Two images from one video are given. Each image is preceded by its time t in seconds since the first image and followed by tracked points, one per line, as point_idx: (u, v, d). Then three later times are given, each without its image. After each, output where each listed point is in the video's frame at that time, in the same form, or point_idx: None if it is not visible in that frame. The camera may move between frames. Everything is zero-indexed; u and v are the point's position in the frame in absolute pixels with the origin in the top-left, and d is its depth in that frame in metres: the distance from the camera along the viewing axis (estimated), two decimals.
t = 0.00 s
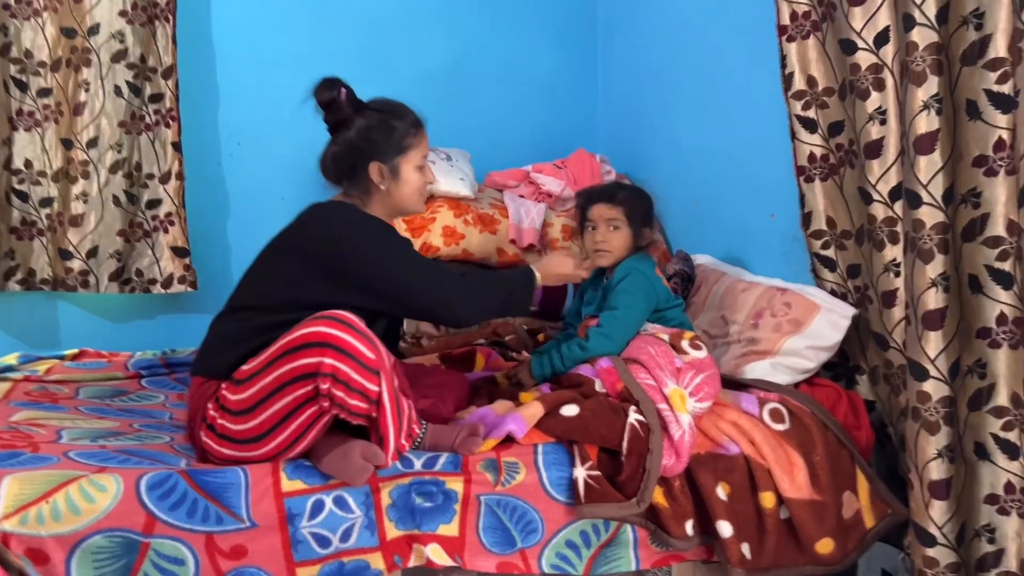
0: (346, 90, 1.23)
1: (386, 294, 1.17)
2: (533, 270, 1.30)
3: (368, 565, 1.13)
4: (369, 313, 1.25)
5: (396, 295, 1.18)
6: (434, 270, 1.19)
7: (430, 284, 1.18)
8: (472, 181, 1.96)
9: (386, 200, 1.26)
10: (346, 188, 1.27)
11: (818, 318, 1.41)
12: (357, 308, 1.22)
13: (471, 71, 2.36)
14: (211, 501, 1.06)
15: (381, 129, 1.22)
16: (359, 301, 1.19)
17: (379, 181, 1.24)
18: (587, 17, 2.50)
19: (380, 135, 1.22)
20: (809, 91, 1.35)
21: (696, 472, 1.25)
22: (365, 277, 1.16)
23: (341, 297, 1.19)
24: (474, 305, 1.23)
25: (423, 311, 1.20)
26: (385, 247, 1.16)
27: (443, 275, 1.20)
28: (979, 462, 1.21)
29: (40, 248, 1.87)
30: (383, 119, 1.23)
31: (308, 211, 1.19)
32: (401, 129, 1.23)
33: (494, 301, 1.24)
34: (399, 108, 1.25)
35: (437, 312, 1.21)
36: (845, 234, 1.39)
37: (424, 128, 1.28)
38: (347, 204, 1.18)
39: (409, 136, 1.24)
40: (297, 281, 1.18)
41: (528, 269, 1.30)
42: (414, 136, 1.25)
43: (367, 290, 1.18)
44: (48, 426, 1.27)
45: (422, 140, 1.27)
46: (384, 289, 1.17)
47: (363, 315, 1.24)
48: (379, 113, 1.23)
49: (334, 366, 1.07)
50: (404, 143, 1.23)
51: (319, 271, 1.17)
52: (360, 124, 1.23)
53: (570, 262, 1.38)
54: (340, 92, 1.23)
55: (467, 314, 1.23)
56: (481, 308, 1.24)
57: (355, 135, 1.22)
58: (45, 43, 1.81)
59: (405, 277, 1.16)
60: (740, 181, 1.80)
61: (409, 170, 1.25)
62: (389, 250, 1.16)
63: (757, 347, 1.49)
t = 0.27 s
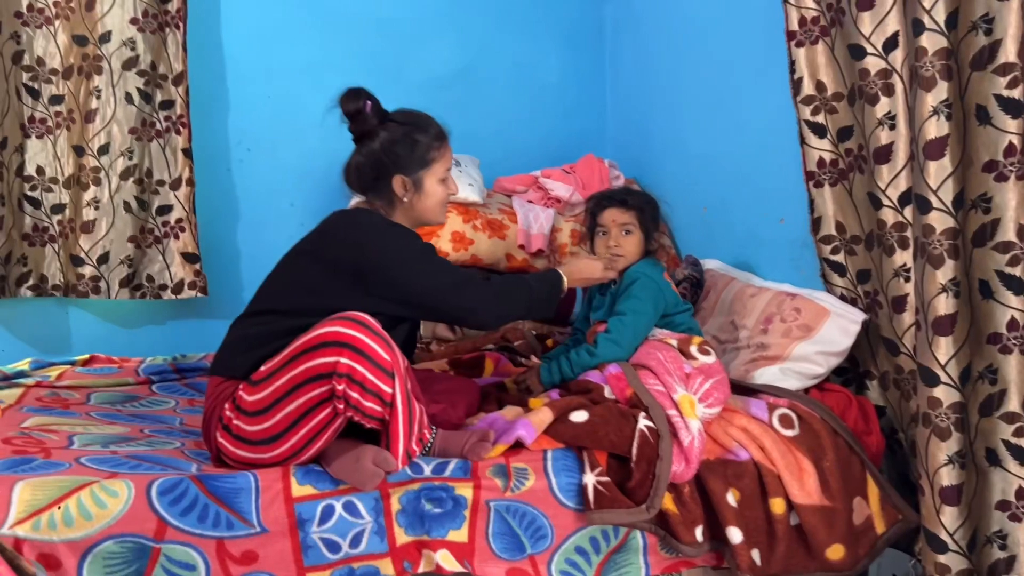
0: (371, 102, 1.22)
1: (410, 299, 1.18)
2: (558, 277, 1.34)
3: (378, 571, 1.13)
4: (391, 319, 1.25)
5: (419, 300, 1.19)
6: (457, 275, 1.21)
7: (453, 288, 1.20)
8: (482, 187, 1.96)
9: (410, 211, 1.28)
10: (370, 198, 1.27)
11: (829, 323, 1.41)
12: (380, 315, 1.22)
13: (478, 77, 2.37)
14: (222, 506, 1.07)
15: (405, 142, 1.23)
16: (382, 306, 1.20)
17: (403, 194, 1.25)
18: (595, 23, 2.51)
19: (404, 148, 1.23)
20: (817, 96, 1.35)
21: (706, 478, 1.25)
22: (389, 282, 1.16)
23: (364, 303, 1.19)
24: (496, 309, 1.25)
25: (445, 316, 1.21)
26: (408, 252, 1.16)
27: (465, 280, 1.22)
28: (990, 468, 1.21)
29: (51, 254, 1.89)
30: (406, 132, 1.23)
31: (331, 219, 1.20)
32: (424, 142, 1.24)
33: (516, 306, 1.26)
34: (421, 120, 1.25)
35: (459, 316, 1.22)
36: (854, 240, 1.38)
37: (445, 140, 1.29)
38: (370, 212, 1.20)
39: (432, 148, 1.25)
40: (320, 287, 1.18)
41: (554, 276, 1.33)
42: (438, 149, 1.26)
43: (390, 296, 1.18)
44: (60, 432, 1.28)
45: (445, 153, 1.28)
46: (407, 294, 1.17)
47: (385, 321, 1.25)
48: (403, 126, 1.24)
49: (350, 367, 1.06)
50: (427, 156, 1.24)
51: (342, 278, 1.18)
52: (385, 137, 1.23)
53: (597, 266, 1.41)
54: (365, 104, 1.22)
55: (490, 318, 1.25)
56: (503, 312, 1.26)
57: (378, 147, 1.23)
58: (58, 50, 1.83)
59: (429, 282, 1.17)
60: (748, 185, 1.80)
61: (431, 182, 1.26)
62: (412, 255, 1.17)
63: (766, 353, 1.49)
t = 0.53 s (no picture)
0: (377, 98, 1.23)
1: (415, 294, 1.18)
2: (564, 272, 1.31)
3: (380, 569, 1.13)
4: (396, 315, 1.25)
5: (424, 295, 1.19)
6: (462, 270, 1.21)
7: (458, 283, 1.19)
8: (483, 185, 1.96)
9: (413, 208, 1.29)
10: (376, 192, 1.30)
11: (831, 320, 1.40)
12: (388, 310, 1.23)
13: (480, 75, 2.37)
14: (224, 504, 1.07)
15: (409, 139, 1.24)
16: (388, 301, 1.20)
17: (407, 189, 1.26)
18: (596, 21, 2.51)
19: (409, 145, 1.24)
20: (819, 93, 1.35)
21: (709, 476, 1.25)
22: (394, 276, 1.17)
23: (370, 298, 1.20)
24: (501, 306, 1.23)
25: (451, 311, 1.21)
26: (413, 247, 1.17)
27: (470, 276, 1.21)
28: (993, 465, 1.21)
29: (53, 253, 1.89)
30: (411, 129, 1.25)
31: (339, 216, 1.22)
32: (428, 139, 1.25)
33: (521, 302, 1.25)
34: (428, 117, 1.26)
35: (465, 312, 1.21)
36: (857, 237, 1.38)
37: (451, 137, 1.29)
38: (377, 208, 1.22)
39: (436, 145, 1.26)
40: (327, 282, 1.20)
41: (560, 273, 1.30)
42: (442, 146, 1.27)
43: (397, 291, 1.19)
44: (62, 430, 1.28)
45: (449, 150, 1.29)
46: (412, 288, 1.18)
47: (390, 317, 1.25)
48: (409, 122, 1.25)
49: (349, 367, 1.06)
50: (432, 152, 1.25)
51: (348, 273, 1.19)
52: (390, 133, 1.25)
53: (604, 263, 1.38)
54: (370, 100, 1.23)
55: (495, 314, 1.23)
56: (508, 309, 1.24)
57: (383, 143, 1.24)
58: (59, 50, 1.83)
59: (434, 277, 1.18)
60: (750, 183, 1.80)
61: (435, 178, 1.26)
62: (417, 250, 1.17)
63: (768, 350, 1.49)
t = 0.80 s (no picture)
0: (376, 94, 1.23)
1: (416, 290, 1.19)
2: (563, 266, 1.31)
3: (380, 567, 1.13)
4: (397, 312, 1.25)
5: (426, 291, 1.19)
6: (463, 266, 1.21)
7: (459, 279, 1.20)
8: (483, 183, 1.96)
9: (408, 206, 1.29)
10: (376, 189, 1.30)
11: (831, 318, 1.40)
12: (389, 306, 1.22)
13: (480, 73, 2.37)
14: (224, 502, 1.07)
15: (407, 136, 1.24)
16: (389, 298, 1.20)
17: (402, 186, 1.27)
18: (595, 19, 2.51)
19: (406, 142, 1.24)
20: (820, 90, 1.35)
21: (709, 474, 1.25)
22: (396, 273, 1.17)
23: (372, 294, 1.20)
24: (501, 301, 1.24)
25: (453, 307, 1.22)
26: (414, 243, 1.17)
27: (471, 271, 1.22)
28: (993, 462, 1.21)
29: (53, 252, 1.89)
30: (409, 126, 1.25)
31: (338, 213, 1.22)
32: (426, 137, 1.25)
33: (522, 297, 1.25)
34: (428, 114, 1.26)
35: (466, 307, 1.22)
36: (857, 234, 1.38)
37: (450, 135, 1.30)
38: (376, 205, 1.22)
39: (434, 143, 1.26)
40: (328, 279, 1.20)
41: (560, 268, 1.31)
42: (440, 144, 1.27)
43: (398, 287, 1.19)
44: (62, 429, 1.28)
45: (447, 147, 1.29)
46: (414, 285, 1.18)
47: (391, 313, 1.25)
48: (407, 119, 1.25)
49: (349, 365, 1.06)
50: (429, 151, 1.25)
51: (349, 270, 1.19)
52: (388, 129, 1.25)
53: (606, 260, 1.37)
54: (370, 95, 1.23)
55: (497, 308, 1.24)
56: (509, 304, 1.25)
57: (381, 140, 1.24)
58: (59, 49, 1.83)
59: (435, 273, 1.18)
60: (751, 181, 1.80)
61: (433, 177, 1.27)
62: (419, 246, 1.17)
63: (769, 348, 1.48)
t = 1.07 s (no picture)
0: (377, 94, 1.24)
1: (419, 289, 1.19)
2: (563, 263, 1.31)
3: (382, 569, 1.13)
4: (399, 311, 1.25)
5: (428, 290, 1.19)
6: (465, 264, 1.21)
7: (462, 277, 1.20)
8: (484, 184, 1.96)
9: (407, 205, 1.30)
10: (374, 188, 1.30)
11: (832, 318, 1.40)
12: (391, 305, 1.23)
13: (480, 75, 2.37)
14: (227, 504, 1.07)
15: (406, 137, 1.24)
16: (392, 297, 1.21)
17: (401, 186, 1.27)
18: (596, 20, 2.51)
19: (406, 142, 1.24)
20: (820, 91, 1.35)
21: (711, 474, 1.25)
22: (399, 272, 1.17)
23: (374, 293, 1.20)
24: (503, 299, 1.24)
25: (456, 305, 1.22)
26: (416, 242, 1.18)
27: (473, 270, 1.22)
28: (995, 462, 1.21)
29: (55, 254, 1.89)
30: (409, 126, 1.25)
31: (339, 213, 1.22)
32: (426, 137, 1.25)
33: (524, 294, 1.25)
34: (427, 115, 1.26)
35: (469, 306, 1.22)
36: (858, 234, 1.38)
37: (449, 136, 1.30)
38: (377, 205, 1.22)
39: (433, 144, 1.26)
40: (330, 279, 1.20)
41: (561, 266, 1.31)
42: (439, 144, 1.27)
43: (401, 287, 1.19)
44: (64, 431, 1.29)
45: (446, 148, 1.29)
46: (417, 284, 1.18)
47: (392, 312, 1.25)
48: (407, 119, 1.25)
49: (352, 361, 1.06)
50: (427, 151, 1.25)
51: (351, 270, 1.19)
52: (388, 129, 1.25)
53: (608, 260, 1.37)
54: (370, 95, 1.23)
55: (500, 305, 1.24)
56: (511, 302, 1.25)
57: (381, 140, 1.25)
58: (60, 51, 1.83)
59: (438, 271, 1.18)
60: (751, 182, 1.80)
61: (430, 176, 1.27)
62: (421, 245, 1.18)
63: (770, 349, 1.49)
